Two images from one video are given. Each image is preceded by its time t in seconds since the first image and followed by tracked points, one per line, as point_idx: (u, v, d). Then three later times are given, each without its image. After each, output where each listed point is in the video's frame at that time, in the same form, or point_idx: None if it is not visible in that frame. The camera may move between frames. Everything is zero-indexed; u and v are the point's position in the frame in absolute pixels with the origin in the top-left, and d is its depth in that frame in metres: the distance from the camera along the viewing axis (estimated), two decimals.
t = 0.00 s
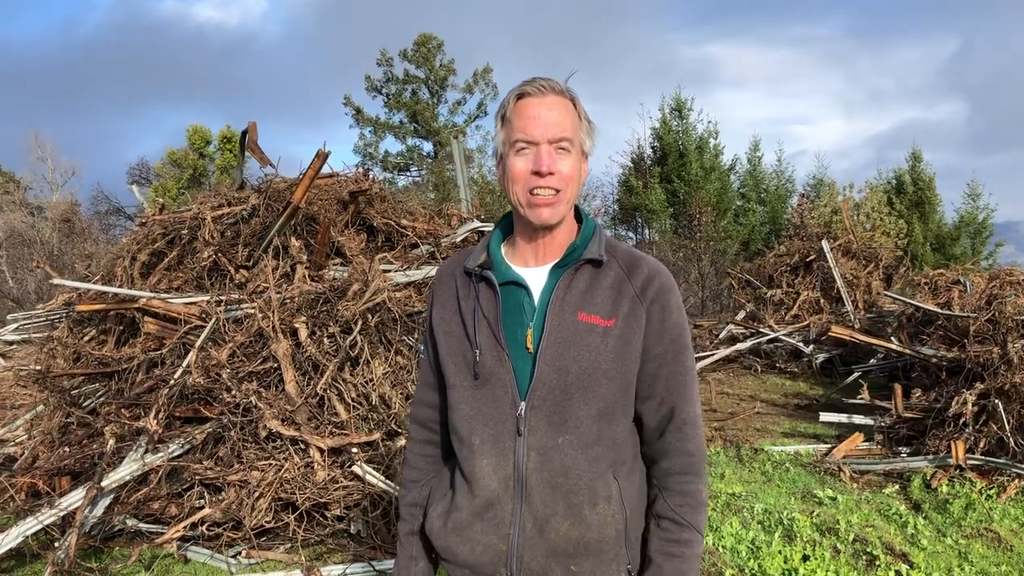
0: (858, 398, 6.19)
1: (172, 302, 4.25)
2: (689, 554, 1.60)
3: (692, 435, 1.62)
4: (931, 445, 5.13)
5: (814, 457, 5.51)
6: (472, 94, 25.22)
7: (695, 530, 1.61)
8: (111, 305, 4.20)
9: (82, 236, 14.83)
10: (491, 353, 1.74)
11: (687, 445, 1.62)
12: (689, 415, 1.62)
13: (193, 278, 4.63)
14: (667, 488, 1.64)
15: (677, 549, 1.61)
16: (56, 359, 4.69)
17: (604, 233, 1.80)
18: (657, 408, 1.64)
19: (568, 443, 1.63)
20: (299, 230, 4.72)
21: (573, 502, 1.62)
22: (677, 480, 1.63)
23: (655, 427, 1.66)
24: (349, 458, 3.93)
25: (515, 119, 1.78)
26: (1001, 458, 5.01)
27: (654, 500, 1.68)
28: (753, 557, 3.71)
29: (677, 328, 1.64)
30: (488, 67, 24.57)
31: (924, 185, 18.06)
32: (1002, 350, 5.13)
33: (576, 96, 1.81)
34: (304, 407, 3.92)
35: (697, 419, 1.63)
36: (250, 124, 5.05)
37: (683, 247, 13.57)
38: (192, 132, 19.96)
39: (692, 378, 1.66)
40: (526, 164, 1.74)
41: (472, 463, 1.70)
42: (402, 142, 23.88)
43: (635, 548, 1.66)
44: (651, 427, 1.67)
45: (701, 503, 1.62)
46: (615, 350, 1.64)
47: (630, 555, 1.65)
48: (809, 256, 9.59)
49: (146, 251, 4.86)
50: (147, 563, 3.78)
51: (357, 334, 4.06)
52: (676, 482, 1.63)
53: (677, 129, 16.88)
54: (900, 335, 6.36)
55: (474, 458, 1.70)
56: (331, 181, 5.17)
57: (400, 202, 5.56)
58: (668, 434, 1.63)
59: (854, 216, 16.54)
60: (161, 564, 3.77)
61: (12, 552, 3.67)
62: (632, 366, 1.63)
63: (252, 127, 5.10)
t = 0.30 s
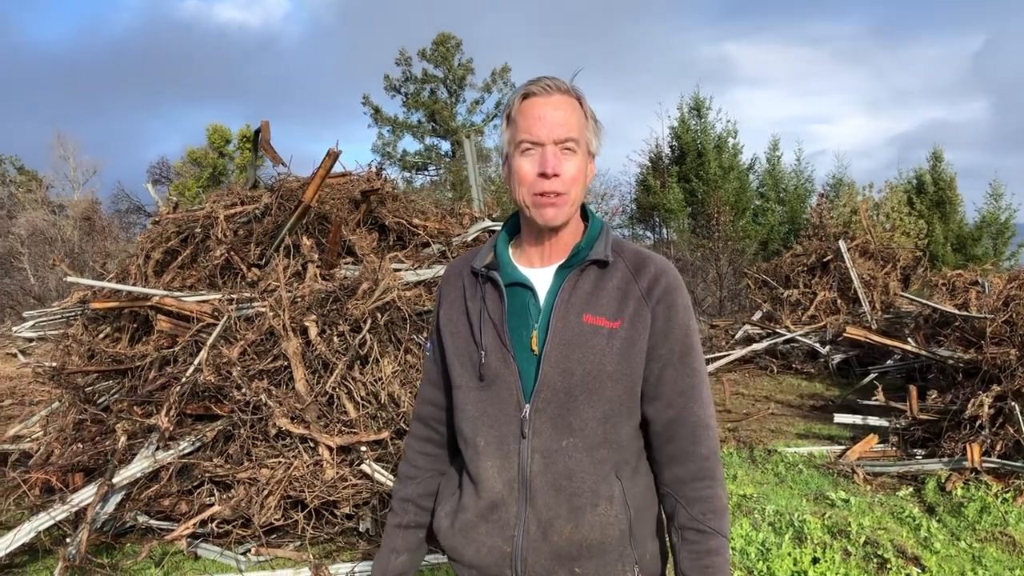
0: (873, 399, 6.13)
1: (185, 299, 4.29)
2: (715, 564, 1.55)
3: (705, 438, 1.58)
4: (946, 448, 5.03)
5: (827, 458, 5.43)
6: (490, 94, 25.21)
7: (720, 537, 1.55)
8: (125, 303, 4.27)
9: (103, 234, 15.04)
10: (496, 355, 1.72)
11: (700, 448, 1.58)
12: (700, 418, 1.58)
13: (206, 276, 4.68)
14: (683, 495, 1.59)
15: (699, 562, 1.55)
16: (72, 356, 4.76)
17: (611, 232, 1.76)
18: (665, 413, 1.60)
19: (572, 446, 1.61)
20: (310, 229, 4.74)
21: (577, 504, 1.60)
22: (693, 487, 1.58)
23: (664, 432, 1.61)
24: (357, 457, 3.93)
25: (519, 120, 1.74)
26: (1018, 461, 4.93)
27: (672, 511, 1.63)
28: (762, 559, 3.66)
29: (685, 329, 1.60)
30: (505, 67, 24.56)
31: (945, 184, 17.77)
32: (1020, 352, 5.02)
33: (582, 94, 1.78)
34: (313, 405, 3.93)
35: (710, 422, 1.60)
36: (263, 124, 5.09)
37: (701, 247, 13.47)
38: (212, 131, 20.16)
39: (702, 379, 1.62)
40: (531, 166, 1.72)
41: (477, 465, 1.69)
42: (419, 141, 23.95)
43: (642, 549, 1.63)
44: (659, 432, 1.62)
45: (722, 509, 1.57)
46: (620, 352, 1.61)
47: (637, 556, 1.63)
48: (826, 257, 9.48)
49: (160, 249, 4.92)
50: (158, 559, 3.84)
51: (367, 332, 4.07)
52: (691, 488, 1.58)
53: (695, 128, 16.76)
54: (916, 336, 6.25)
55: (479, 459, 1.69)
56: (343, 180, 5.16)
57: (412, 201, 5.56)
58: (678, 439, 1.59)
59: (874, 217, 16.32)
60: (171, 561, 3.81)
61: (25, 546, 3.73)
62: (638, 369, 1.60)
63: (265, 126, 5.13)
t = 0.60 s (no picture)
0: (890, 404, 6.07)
1: (200, 299, 4.34)
2: None
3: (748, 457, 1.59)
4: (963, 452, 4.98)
5: (842, 462, 5.37)
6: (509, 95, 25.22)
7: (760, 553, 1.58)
8: (142, 301, 4.32)
9: (125, 233, 15.28)
10: (531, 357, 1.71)
11: (745, 466, 1.59)
12: (742, 436, 1.58)
13: (221, 275, 4.72)
14: (728, 514, 1.60)
15: None
16: (90, 354, 4.84)
17: (652, 235, 1.72)
18: (708, 428, 1.59)
19: (602, 453, 1.58)
20: (325, 229, 4.76)
21: (604, 514, 1.57)
22: (738, 505, 1.59)
23: (708, 449, 1.60)
24: (368, 456, 3.96)
25: (559, 117, 1.72)
26: None
27: (717, 529, 1.63)
28: (771, 563, 3.60)
29: (728, 343, 1.59)
30: (526, 68, 24.54)
31: (969, 187, 17.44)
32: None
33: (622, 92, 1.74)
34: (325, 404, 3.95)
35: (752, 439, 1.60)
36: (279, 125, 5.14)
37: (721, 249, 13.36)
38: (235, 131, 20.37)
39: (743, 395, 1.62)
40: (570, 165, 1.68)
41: (507, 467, 1.68)
42: (439, 142, 24.01)
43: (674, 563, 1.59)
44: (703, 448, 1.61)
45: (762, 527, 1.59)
46: (655, 359, 1.58)
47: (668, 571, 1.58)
48: (845, 259, 9.37)
49: (177, 248, 4.99)
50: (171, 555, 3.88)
51: (378, 332, 4.08)
52: (736, 507, 1.59)
53: (715, 129, 16.64)
54: (934, 341, 6.15)
55: (509, 462, 1.68)
56: (358, 180, 5.18)
57: (427, 201, 5.55)
58: (720, 456, 1.59)
59: (896, 220, 16.08)
60: (184, 558, 3.85)
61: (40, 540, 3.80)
62: (676, 378, 1.57)
63: (281, 127, 5.17)
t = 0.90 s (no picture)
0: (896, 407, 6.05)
1: (206, 297, 4.37)
2: None
3: (838, 464, 1.44)
4: (969, 456, 5.05)
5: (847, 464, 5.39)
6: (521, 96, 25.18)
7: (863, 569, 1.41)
8: (147, 300, 4.38)
9: (138, 232, 15.39)
10: (589, 361, 1.66)
11: (837, 473, 1.43)
12: (829, 441, 1.43)
13: (227, 274, 4.77)
14: (821, 527, 1.45)
15: None
16: (97, 351, 4.89)
17: (717, 235, 1.65)
18: (786, 434, 1.46)
19: (665, 461, 1.51)
20: (329, 228, 4.78)
21: (669, 525, 1.49)
22: (832, 516, 1.43)
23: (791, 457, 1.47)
24: (369, 454, 3.97)
25: (622, 114, 1.71)
26: None
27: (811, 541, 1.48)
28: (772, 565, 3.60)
29: (806, 342, 1.46)
30: (540, 68, 24.43)
31: (984, 190, 17.12)
32: None
33: (688, 87, 1.71)
34: (326, 403, 3.98)
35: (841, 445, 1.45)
36: (285, 124, 5.17)
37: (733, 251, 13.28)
38: (247, 131, 20.37)
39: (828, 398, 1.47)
40: (632, 162, 1.67)
41: (565, 474, 1.62)
42: (451, 142, 24.02)
43: None
44: (784, 458, 1.48)
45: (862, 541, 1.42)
46: (721, 364, 1.50)
47: None
48: (854, 262, 9.28)
49: (183, 247, 5.04)
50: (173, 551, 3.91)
51: (379, 332, 4.07)
52: (831, 517, 1.43)
53: (728, 131, 16.54)
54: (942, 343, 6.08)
55: (568, 469, 1.62)
56: (363, 180, 5.20)
57: (433, 202, 5.51)
58: (804, 464, 1.45)
59: (909, 223, 15.92)
60: (186, 554, 3.88)
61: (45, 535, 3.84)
62: (745, 385, 1.48)
63: (287, 126, 5.20)
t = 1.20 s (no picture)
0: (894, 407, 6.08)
1: (203, 295, 4.40)
2: None
3: (849, 475, 1.40)
4: (967, 455, 5.09)
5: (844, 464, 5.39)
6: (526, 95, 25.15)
7: None
8: (146, 297, 4.38)
9: (142, 230, 15.46)
10: (618, 360, 1.66)
11: (844, 483, 1.40)
12: (841, 451, 1.40)
13: (224, 272, 4.79)
14: (827, 538, 1.42)
15: None
16: (96, 348, 4.92)
17: (751, 233, 1.61)
18: (805, 440, 1.43)
19: (688, 463, 1.50)
20: (326, 226, 4.78)
21: (689, 527, 1.49)
22: (832, 527, 1.41)
23: (802, 462, 1.45)
24: (364, 452, 3.99)
25: (652, 110, 1.65)
26: None
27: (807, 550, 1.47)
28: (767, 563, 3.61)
29: (832, 346, 1.41)
30: (544, 67, 24.42)
31: (989, 190, 17.06)
32: None
33: (720, 82, 1.65)
34: (322, 400, 3.98)
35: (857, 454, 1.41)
36: (283, 121, 5.18)
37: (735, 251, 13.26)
38: (252, 129, 20.50)
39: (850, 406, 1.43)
40: (662, 160, 1.61)
41: (590, 472, 1.64)
42: (456, 141, 24.00)
43: None
44: (802, 464, 1.45)
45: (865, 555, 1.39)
46: (747, 365, 1.47)
47: None
48: (856, 262, 9.26)
49: (182, 244, 5.06)
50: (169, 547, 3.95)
51: (374, 329, 4.08)
52: (831, 528, 1.41)
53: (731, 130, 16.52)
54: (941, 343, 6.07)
55: (593, 467, 1.64)
56: (361, 178, 5.20)
57: (431, 200, 5.50)
58: (822, 472, 1.42)
59: (913, 223, 15.87)
60: (182, 550, 3.92)
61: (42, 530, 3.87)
62: (769, 387, 1.45)
63: (286, 124, 5.22)
